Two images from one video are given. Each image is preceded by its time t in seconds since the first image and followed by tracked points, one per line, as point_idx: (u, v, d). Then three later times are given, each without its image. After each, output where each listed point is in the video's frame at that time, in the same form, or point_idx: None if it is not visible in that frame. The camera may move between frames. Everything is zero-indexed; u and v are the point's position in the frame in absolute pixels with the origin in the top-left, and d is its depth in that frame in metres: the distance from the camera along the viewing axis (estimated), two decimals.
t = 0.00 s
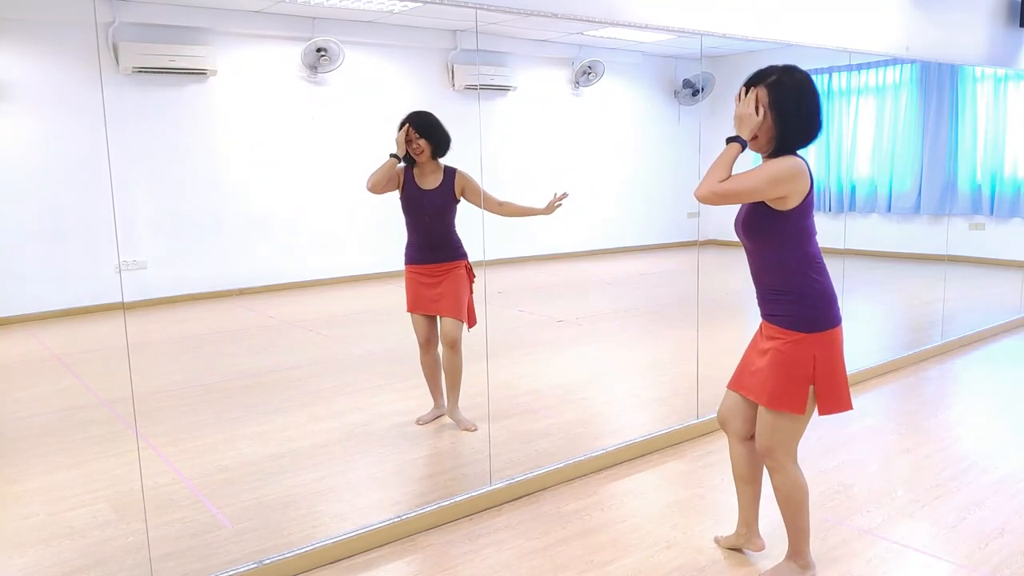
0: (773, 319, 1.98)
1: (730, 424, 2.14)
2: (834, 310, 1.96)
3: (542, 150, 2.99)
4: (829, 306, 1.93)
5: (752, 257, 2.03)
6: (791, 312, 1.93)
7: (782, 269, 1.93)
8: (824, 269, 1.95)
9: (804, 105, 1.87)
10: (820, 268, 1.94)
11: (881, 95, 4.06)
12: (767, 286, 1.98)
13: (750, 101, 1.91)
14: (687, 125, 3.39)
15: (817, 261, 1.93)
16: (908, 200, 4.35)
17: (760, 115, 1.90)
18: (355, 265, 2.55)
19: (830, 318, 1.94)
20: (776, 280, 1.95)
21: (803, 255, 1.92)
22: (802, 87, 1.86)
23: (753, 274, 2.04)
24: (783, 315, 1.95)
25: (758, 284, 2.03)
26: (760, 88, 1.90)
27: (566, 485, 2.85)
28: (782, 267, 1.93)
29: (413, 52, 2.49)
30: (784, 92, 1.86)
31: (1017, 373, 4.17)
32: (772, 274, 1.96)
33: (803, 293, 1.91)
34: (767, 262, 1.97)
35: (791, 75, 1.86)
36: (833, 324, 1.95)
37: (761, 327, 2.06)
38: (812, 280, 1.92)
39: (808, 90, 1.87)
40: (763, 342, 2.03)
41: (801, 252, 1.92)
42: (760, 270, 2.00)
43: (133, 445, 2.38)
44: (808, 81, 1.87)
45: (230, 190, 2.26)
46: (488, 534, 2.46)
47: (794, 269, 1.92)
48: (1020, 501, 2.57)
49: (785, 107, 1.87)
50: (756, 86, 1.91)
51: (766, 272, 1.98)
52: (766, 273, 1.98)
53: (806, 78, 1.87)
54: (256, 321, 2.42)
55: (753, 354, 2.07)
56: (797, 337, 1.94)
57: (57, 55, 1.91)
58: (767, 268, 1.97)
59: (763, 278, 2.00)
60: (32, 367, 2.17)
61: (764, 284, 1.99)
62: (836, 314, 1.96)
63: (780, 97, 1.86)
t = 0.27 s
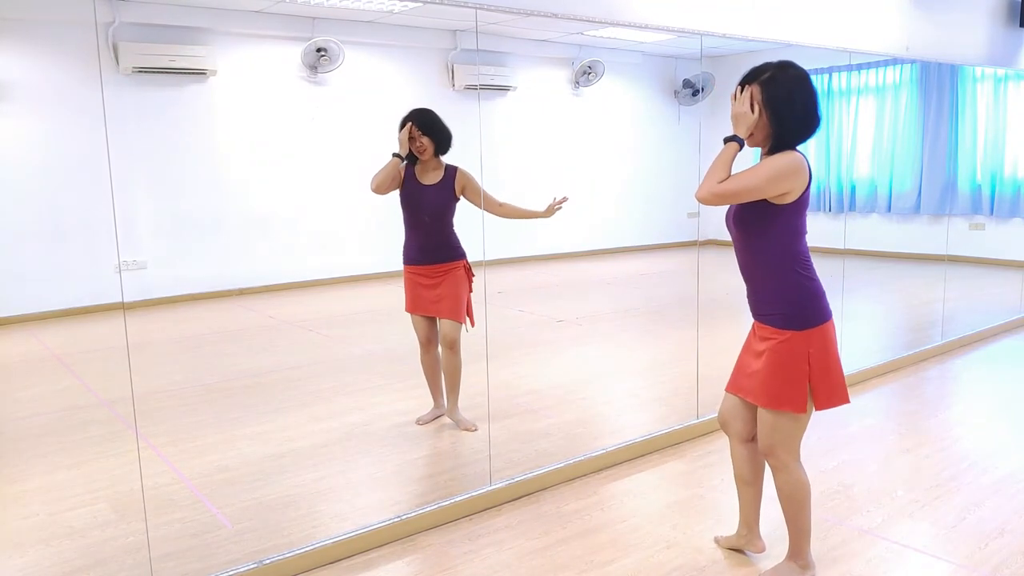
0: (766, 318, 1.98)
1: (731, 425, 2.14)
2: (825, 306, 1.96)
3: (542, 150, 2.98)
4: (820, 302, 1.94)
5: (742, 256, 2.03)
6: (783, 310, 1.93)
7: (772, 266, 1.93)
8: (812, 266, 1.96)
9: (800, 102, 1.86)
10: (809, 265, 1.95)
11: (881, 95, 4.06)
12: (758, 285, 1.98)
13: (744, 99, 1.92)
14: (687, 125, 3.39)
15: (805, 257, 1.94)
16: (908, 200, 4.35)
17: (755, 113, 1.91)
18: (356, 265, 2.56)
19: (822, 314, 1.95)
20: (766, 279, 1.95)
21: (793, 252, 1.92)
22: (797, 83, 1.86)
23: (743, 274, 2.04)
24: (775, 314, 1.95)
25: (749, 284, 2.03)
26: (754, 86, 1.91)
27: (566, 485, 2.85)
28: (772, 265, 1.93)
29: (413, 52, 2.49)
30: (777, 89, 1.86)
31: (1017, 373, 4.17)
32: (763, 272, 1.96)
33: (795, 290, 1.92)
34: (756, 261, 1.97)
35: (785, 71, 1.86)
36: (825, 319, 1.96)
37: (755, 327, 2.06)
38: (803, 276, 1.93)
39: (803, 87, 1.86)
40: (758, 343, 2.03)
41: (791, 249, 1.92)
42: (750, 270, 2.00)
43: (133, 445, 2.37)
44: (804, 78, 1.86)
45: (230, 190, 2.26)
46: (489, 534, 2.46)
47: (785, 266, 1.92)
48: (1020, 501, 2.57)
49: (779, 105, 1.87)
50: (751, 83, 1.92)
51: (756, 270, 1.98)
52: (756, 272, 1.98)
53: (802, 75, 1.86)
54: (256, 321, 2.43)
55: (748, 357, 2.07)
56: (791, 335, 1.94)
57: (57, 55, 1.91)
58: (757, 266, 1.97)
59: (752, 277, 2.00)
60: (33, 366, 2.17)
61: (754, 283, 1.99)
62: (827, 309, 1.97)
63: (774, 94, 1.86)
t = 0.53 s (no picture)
0: (761, 318, 1.98)
1: (733, 427, 2.14)
2: (818, 305, 1.97)
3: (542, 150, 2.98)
4: (814, 301, 1.95)
5: (737, 256, 2.03)
6: (778, 309, 1.94)
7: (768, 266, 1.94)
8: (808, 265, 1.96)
9: (802, 101, 1.86)
10: (804, 264, 1.95)
11: (881, 95, 4.06)
12: (752, 284, 1.99)
13: (746, 100, 1.92)
14: (687, 125, 3.40)
15: (801, 257, 1.95)
16: (908, 200, 4.35)
17: (758, 113, 1.91)
18: (356, 265, 2.56)
19: (816, 312, 1.96)
20: (760, 278, 1.96)
21: (789, 251, 1.92)
22: (798, 82, 1.85)
23: (737, 273, 2.04)
24: (770, 313, 1.95)
25: (744, 283, 2.03)
26: (756, 86, 1.91)
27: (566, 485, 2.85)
28: (768, 264, 1.94)
29: (413, 52, 2.49)
30: (779, 88, 1.86)
31: (1016, 372, 4.18)
32: (758, 271, 1.96)
33: (790, 289, 1.92)
34: (752, 260, 1.97)
35: (786, 71, 1.86)
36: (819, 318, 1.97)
37: (750, 328, 2.06)
38: (798, 275, 1.93)
39: (805, 85, 1.86)
40: (753, 343, 2.03)
41: (788, 248, 1.92)
42: (745, 269, 2.00)
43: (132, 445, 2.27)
44: (805, 77, 1.86)
45: (230, 190, 2.26)
46: (488, 534, 2.47)
47: (780, 266, 1.92)
48: (1020, 501, 2.57)
49: (781, 105, 1.87)
50: (752, 84, 1.92)
51: (752, 269, 1.98)
52: (751, 271, 1.99)
53: (803, 74, 1.86)
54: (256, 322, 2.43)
55: (744, 358, 2.07)
56: (786, 334, 1.94)
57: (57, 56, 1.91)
58: (752, 265, 1.97)
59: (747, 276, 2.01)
60: (33, 367, 2.17)
61: (749, 283, 2.00)
62: (820, 308, 1.98)
63: (775, 95, 1.87)
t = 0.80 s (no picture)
0: (759, 318, 1.98)
1: (734, 428, 2.14)
2: (817, 306, 1.98)
3: (543, 150, 2.98)
4: (812, 302, 1.95)
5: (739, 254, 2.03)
6: (776, 309, 1.94)
7: (770, 265, 1.94)
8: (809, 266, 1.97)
9: (810, 101, 1.86)
10: (806, 265, 1.95)
11: (881, 95, 4.06)
12: (750, 283, 1.99)
13: (754, 100, 1.92)
14: (687, 126, 3.40)
15: (804, 258, 1.95)
16: (908, 200, 4.35)
17: (766, 112, 1.91)
18: (356, 266, 2.57)
19: (814, 314, 1.96)
20: (760, 277, 1.96)
21: (792, 251, 1.93)
22: (807, 82, 1.86)
23: (737, 272, 2.04)
24: (767, 313, 1.95)
25: (741, 283, 2.03)
26: (763, 86, 1.91)
27: (566, 485, 2.85)
28: (770, 264, 1.94)
29: (413, 52, 2.49)
30: (786, 88, 1.86)
31: (1016, 372, 4.18)
32: (758, 272, 1.96)
33: (789, 289, 1.92)
34: (755, 259, 1.97)
35: (793, 71, 1.86)
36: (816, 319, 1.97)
37: (745, 329, 2.06)
38: (799, 276, 1.93)
39: (813, 85, 1.86)
40: (750, 344, 2.03)
41: (791, 249, 1.92)
42: (746, 267, 2.00)
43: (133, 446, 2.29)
44: (813, 77, 1.86)
45: (230, 190, 2.26)
46: (489, 534, 2.47)
47: (782, 266, 1.93)
48: (1020, 501, 2.57)
49: (790, 104, 1.87)
50: (760, 84, 1.92)
51: (753, 268, 1.98)
52: (751, 271, 1.99)
53: (810, 74, 1.86)
54: (256, 322, 2.43)
55: (741, 359, 2.07)
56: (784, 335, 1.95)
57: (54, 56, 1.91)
58: (754, 264, 1.98)
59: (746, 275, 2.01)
60: (33, 366, 2.17)
61: (747, 282, 2.00)
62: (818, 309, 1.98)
63: (783, 95, 1.87)
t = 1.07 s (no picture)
0: (762, 315, 1.98)
1: (734, 428, 2.14)
2: (821, 310, 1.97)
3: (543, 151, 2.98)
4: (818, 305, 1.95)
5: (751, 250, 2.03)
6: (781, 308, 1.93)
7: (781, 263, 1.93)
8: (820, 268, 1.96)
9: (816, 101, 1.86)
10: (815, 267, 1.95)
11: (881, 95, 4.06)
12: (759, 280, 1.98)
13: (761, 98, 1.92)
14: (687, 126, 3.40)
15: (815, 259, 1.94)
16: (908, 200, 4.35)
17: (772, 112, 1.91)
18: (356, 265, 2.57)
19: (819, 316, 1.96)
20: (770, 274, 1.95)
21: (804, 252, 1.92)
22: (814, 83, 1.85)
23: (746, 267, 2.04)
24: (772, 312, 1.95)
25: (748, 281, 2.03)
26: (771, 85, 1.91)
27: (566, 485, 2.85)
28: (781, 262, 1.93)
29: (414, 52, 2.49)
30: (793, 88, 1.86)
31: (1016, 372, 4.18)
32: (767, 271, 1.96)
33: (796, 290, 1.92)
34: (766, 255, 1.97)
35: (801, 71, 1.86)
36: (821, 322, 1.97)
37: (746, 328, 2.06)
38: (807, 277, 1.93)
39: (820, 86, 1.86)
40: (750, 344, 2.04)
41: (803, 250, 1.91)
42: (756, 263, 2.00)
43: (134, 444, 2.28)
44: (821, 77, 1.86)
45: (231, 191, 2.26)
46: (489, 534, 2.47)
47: (792, 265, 1.92)
48: (1019, 501, 2.57)
49: (796, 105, 1.87)
50: (767, 83, 1.92)
51: (763, 265, 1.97)
52: (761, 267, 1.98)
53: (819, 74, 1.86)
54: (256, 322, 2.43)
55: (741, 359, 2.07)
56: (787, 335, 1.94)
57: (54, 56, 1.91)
58: (765, 261, 1.97)
59: (756, 271, 2.00)
60: (33, 366, 2.17)
61: (756, 279, 1.99)
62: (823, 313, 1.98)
63: (789, 94, 1.87)
